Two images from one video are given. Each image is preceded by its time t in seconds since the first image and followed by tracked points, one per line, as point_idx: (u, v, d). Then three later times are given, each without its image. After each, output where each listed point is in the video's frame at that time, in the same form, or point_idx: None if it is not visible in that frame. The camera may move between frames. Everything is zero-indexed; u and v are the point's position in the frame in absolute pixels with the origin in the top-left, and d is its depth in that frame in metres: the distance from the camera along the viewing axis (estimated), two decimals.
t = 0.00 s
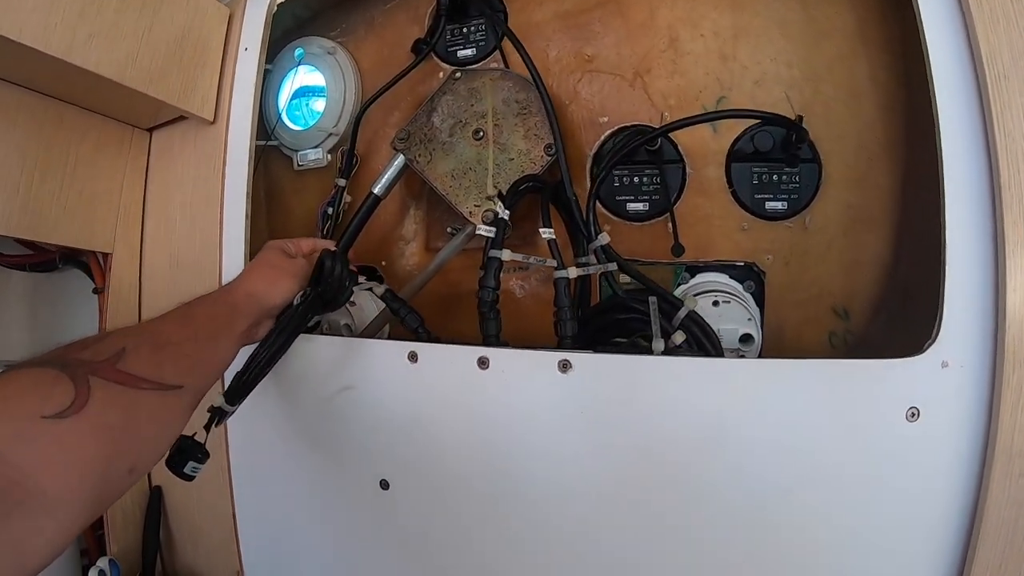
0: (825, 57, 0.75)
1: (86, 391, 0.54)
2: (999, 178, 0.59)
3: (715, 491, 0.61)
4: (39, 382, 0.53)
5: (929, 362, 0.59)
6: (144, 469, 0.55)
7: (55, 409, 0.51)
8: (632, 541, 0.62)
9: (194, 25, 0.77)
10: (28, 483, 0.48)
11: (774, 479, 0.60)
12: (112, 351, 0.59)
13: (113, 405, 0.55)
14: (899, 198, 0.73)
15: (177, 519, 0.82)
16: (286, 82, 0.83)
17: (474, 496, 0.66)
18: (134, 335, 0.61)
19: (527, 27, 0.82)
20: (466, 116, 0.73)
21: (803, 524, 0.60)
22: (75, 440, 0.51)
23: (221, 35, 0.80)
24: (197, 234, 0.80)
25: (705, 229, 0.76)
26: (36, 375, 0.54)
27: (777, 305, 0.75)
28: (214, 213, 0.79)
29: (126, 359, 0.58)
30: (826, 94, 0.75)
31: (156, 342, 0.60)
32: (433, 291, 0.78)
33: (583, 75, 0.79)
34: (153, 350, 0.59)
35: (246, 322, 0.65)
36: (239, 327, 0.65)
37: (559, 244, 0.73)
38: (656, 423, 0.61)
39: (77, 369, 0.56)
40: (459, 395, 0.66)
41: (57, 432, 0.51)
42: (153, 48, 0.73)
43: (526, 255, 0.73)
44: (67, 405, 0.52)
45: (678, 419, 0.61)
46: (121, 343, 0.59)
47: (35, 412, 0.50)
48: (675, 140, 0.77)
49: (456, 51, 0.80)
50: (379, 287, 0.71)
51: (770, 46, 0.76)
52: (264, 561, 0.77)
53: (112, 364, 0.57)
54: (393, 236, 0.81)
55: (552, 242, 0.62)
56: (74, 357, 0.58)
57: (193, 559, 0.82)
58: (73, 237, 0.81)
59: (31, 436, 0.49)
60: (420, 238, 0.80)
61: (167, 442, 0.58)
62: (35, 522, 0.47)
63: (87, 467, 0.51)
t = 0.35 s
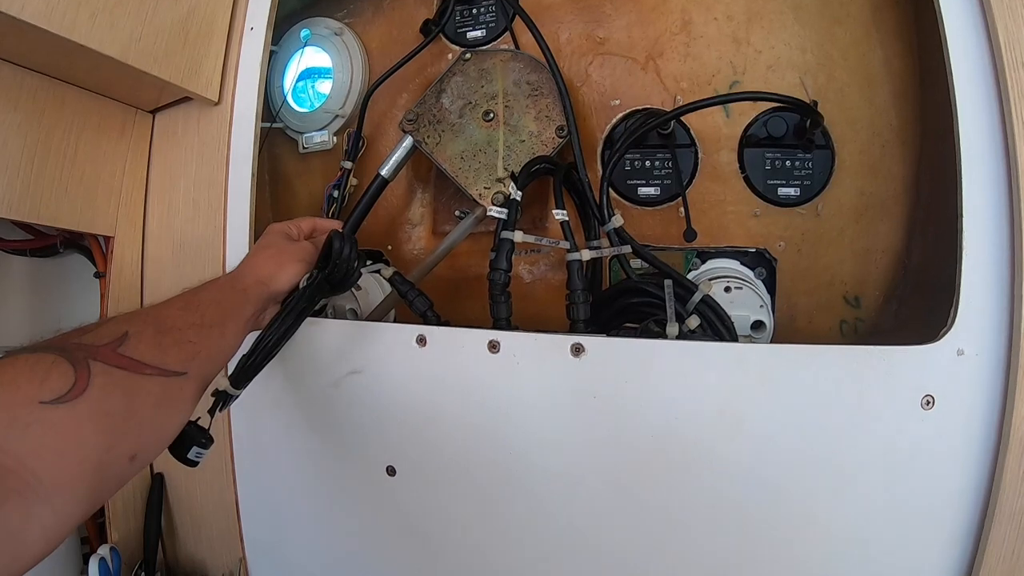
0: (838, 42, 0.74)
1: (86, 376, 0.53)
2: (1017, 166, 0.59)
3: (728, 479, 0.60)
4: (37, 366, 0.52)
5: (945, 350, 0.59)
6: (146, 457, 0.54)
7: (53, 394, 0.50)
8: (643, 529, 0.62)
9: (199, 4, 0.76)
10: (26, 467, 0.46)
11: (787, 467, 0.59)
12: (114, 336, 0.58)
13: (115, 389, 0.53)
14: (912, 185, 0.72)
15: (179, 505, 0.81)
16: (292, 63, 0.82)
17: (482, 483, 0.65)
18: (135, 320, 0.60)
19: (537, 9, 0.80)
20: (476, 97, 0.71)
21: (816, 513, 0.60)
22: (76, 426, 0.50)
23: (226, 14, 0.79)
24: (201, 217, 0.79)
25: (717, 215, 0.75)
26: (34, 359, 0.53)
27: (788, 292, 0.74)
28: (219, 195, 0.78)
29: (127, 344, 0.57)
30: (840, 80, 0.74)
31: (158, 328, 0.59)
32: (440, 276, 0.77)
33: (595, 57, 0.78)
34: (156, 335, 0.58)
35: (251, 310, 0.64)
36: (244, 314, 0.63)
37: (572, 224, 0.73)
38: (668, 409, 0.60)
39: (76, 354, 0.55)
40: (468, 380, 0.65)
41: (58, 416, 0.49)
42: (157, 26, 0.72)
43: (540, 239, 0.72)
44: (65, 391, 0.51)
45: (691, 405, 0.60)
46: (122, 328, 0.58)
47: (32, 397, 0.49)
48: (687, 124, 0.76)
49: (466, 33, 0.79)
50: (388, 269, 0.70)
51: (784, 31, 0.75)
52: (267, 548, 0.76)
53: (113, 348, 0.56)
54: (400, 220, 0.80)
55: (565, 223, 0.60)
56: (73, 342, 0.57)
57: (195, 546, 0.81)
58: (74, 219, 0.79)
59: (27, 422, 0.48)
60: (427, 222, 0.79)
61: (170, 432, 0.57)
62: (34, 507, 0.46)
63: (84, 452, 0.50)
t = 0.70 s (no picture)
0: (838, 35, 0.74)
1: (87, 384, 0.53)
2: (1017, 160, 0.58)
3: (727, 474, 0.60)
4: (39, 373, 0.52)
5: (945, 345, 0.59)
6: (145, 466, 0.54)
7: (53, 401, 0.50)
8: (642, 524, 0.62)
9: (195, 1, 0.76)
10: (22, 473, 0.46)
11: (787, 463, 0.59)
12: (116, 343, 0.57)
13: (115, 399, 0.53)
14: (912, 180, 0.72)
15: (180, 502, 0.81)
16: (289, 59, 0.82)
17: (481, 480, 0.65)
18: (137, 328, 0.60)
19: (535, 3, 0.80)
20: (473, 92, 0.71)
21: (815, 508, 0.60)
22: (77, 433, 0.50)
23: (222, 11, 0.79)
24: (199, 215, 0.79)
25: (716, 210, 0.75)
26: (36, 365, 0.53)
27: (788, 287, 0.74)
28: (217, 193, 0.78)
29: (129, 352, 0.57)
30: (839, 73, 0.74)
31: (160, 336, 0.59)
32: (439, 271, 0.77)
33: (593, 51, 0.78)
34: (158, 343, 0.58)
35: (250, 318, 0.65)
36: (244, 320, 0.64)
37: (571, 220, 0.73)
38: (667, 405, 0.60)
39: (79, 361, 0.55)
40: (467, 376, 0.65)
41: (58, 417, 0.50)
42: (153, 24, 0.72)
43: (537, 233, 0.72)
44: (67, 398, 0.51)
45: (691, 401, 0.60)
46: (125, 336, 0.58)
47: (32, 404, 0.49)
48: (685, 118, 0.76)
49: (463, 27, 0.79)
50: (386, 265, 0.69)
51: (783, 24, 0.75)
52: (268, 544, 0.76)
53: (115, 356, 0.56)
54: (398, 215, 0.79)
55: (564, 218, 0.60)
56: (75, 348, 0.57)
57: (196, 543, 0.81)
58: (73, 218, 0.79)
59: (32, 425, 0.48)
60: (425, 217, 0.79)
61: (171, 437, 0.57)
62: (34, 509, 0.46)
63: (84, 454, 0.50)
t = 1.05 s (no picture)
0: (828, 35, 0.74)
1: (83, 378, 0.53)
2: (1005, 162, 0.59)
3: (714, 474, 0.61)
4: (37, 366, 0.53)
5: (932, 346, 0.59)
6: (137, 461, 0.55)
7: (50, 394, 0.51)
8: (632, 524, 0.62)
9: (188, 6, 0.76)
10: (22, 468, 0.47)
11: (774, 463, 0.60)
12: (111, 339, 0.58)
13: (111, 395, 0.54)
14: (902, 180, 0.72)
15: (178, 502, 0.82)
16: (282, 62, 0.82)
17: (473, 480, 0.66)
18: (131, 324, 0.60)
19: (526, 5, 0.80)
20: (463, 95, 0.71)
21: (804, 507, 0.60)
22: (74, 431, 0.50)
23: (215, 16, 0.79)
24: (194, 218, 0.79)
25: (706, 211, 0.76)
26: (33, 360, 0.53)
27: (779, 287, 0.74)
28: (211, 196, 0.78)
29: (124, 347, 0.57)
30: (829, 73, 0.74)
31: (154, 332, 0.60)
32: (431, 273, 0.77)
33: (583, 53, 0.78)
34: (152, 340, 0.59)
35: (241, 314, 0.66)
36: (236, 318, 0.65)
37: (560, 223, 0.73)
38: (655, 405, 0.61)
39: (75, 354, 0.55)
40: (458, 378, 0.65)
41: (56, 412, 0.50)
42: (146, 30, 0.72)
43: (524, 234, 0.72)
44: (64, 391, 0.52)
45: (678, 403, 0.60)
46: (120, 331, 0.59)
47: (29, 397, 0.50)
48: (676, 119, 0.76)
49: (454, 30, 0.79)
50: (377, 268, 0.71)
51: (773, 24, 0.75)
52: (264, 543, 0.77)
53: (110, 351, 0.57)
54: (391, 217, 0.80)
55: (551, 222, 0.61)
56: (71, 343, 0.57)
57: (194, 542, 0.82)
58: (70, 223, 0.80)
59: (29, 428, 0.48)
60: (418, 219, 0.80)
61: (164, 434, 0.58)
62: (32, 511, 0.47)
63: (80, 450, 0.50)
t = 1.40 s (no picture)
0: (812, 50, 0.75)
1: (92, 396, 0.55)
2: (982, 174, 0.59)
3: (700, 482, 0.62)
4: (48, 383, 0.54)
5: (910, 358, 0.60)
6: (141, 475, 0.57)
7: (61, 411, 0.52)
8: (620, 531, 0.64)
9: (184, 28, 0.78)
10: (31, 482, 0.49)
11: (757, 471, 0.62)
12: (117, 357, 0.59)
13: (117, 412, 0.56)
14: (884, 191, 0.73)
15: (180, 511, 0.84)
16: (278, 80, 0.84)
17: (466, 490, 0.67)
18: (136, 342, 0.62)
19: (515, 23, 0.82)
20: (454, 114, 0.73)
21: (786, 514, 0.62)
22: (81, 447, 0.52)
23: (211, 36, 0.81)
24: (192, 234, 0.81)
25: (692, 223, 0.77)
26: (42, 377, 0.55)
27: (764, 297, 0.76)
28: (209, 213, 0.80)
29: (130, 365, 0.59)
30: (813, 87, 0.75)
31: (158, 351, 0.61)
32: (423, 287, 0.79)
33: (570, 70, 0.80)
34: (156, 358, 0.60)
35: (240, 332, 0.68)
36: (232, 336, 0.67)
37: (547, 243, 0.75)
38: (641, 416, 0.62)
39: (83, 373, 0.56)
40: (450, 390, 0.67)
41: (60, 428, 0.52)
42: (144, 51, 0.74)
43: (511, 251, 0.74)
44: (74, 408, 0.53)
45: (664, 414, 0.62)
46: (125, 350, 0.60)
47: (41, 413, 0.51)
48: (662, 135, 0.78)
49: (445, 49, 0.81)
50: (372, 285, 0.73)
51: (756, 40, 0.76)
52: (264, 551, 0.79)
53: (116, 369, 0.58)
54: (384, 232, 0.82)
55: (538, 240, 0.63)
56: (79, 361, 0.58)
57: (196, 550, 0.84)
58: (71, 240, 0.82)
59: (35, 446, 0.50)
60: (411, 233, 0.81)
61: (165, 448, 0.59)
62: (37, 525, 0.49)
63: (85, 464, 0.52)
